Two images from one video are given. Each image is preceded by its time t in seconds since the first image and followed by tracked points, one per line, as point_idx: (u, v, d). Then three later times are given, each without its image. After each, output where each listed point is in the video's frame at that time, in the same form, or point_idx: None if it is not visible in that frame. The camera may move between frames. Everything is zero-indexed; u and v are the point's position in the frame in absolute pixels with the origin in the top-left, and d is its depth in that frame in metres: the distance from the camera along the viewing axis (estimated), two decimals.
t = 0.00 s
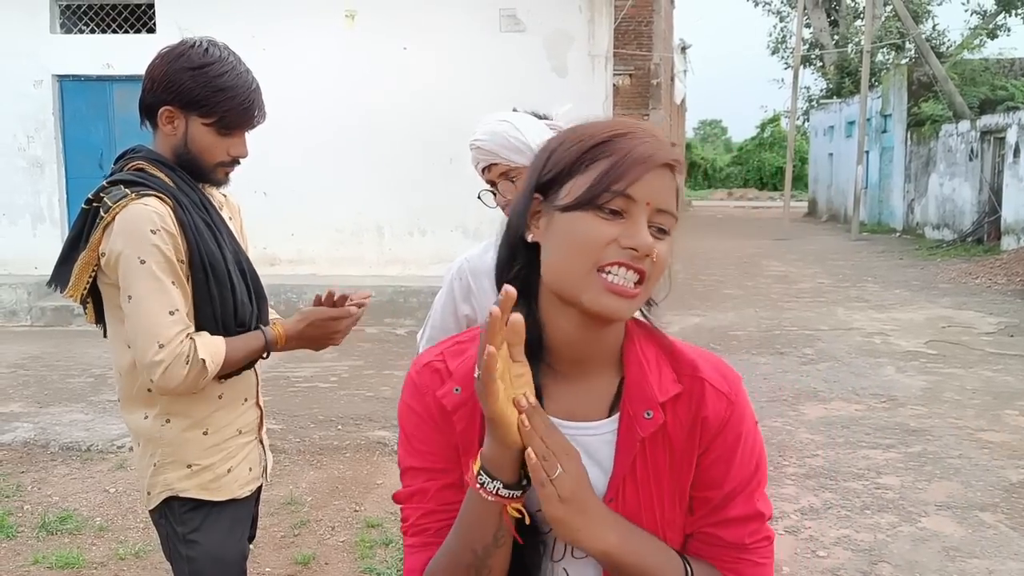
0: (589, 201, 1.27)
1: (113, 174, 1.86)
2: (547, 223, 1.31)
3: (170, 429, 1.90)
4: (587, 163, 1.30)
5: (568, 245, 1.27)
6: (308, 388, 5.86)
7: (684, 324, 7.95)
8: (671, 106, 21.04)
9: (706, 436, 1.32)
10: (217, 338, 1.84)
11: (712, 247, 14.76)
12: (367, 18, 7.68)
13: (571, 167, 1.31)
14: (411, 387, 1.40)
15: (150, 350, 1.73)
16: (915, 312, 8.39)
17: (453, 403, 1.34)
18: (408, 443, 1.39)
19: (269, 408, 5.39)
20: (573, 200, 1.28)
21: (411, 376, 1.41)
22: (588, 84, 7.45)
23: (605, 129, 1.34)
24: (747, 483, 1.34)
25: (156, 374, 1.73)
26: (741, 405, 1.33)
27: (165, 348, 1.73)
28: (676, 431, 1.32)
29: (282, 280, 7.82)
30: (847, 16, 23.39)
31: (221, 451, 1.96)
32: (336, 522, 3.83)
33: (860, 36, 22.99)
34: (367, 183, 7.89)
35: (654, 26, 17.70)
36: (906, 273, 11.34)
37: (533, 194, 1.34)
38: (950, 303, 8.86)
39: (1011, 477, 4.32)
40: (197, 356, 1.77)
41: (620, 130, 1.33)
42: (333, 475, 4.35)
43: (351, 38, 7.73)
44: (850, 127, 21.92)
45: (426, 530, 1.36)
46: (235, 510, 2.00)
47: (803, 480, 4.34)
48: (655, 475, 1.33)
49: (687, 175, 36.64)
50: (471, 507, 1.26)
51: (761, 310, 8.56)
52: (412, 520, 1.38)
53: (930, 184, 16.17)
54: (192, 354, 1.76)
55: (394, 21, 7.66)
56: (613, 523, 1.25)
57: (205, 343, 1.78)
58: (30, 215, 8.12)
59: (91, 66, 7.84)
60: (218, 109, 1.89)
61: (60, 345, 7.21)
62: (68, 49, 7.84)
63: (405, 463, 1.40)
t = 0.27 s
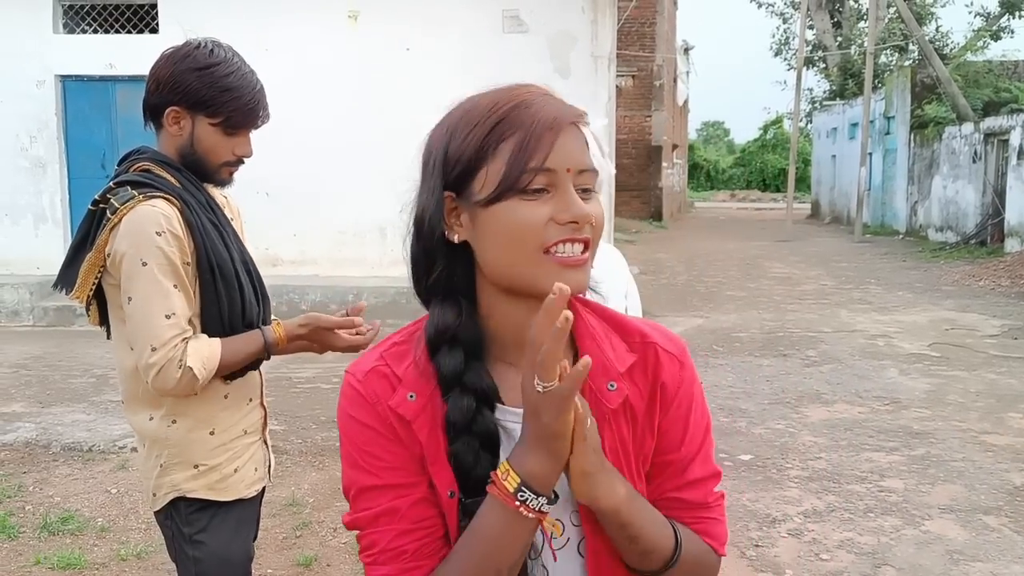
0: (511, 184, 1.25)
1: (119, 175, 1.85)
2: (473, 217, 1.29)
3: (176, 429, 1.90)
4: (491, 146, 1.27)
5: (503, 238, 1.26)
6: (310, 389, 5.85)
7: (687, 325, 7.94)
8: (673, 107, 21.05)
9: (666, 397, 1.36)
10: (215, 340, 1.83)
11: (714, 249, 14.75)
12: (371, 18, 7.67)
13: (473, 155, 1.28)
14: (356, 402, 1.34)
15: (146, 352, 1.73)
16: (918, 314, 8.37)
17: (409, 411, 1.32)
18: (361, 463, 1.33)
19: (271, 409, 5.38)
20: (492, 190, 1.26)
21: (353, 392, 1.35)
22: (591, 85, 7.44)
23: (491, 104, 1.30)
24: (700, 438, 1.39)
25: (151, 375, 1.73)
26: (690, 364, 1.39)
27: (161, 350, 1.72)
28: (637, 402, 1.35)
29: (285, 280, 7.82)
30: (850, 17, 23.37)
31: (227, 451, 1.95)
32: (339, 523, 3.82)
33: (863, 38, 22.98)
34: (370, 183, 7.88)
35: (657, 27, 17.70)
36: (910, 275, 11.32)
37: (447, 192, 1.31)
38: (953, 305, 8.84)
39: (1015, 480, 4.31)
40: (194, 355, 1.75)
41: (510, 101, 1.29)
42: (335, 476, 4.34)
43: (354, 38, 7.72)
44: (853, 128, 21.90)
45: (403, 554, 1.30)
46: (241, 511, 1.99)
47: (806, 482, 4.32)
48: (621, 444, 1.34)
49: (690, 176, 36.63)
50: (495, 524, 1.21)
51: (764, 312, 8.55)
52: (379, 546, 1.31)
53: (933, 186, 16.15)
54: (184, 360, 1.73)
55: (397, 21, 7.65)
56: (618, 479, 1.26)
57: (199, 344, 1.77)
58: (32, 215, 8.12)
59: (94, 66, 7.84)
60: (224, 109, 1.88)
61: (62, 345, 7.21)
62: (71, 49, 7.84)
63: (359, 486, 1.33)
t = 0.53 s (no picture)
0: (509, 192, 1.24)
1: (124, 177, 1.85)
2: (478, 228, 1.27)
3: (183, 432, 1.89)
4: (478, 155, 1.24)
5: (512, 246, 1.25)
6: (314, 391, 5.84)
7: (691, 328, 7.92)
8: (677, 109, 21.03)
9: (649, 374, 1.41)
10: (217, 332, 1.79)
11: (718, 251, 14.73)
12: (375, 20, 7.67)
13: (462, 166, 1.25)
14: (382, 402, 1.28)
15: (152, 353, 1.72)
16: (923, 317, 8.34)
17: (442, 408, 1.29)
18: (390, 466, 1.27)
19: (275, 411, 5.38)
20: (488, 204, 1.25)
21: (376, 390, 1.29)
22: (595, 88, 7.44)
23: (469, 109, 1.27)
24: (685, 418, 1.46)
25: (157, 376, 1.71)
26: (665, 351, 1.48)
27: (164, 352, 1.71)
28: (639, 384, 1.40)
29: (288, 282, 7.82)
30: (855, 19, 23.34)
31: (235, 454, 1.94)
32: (342, 526, 3.81)
33: (867, 39, 22.95)
34: (374, 185, 7.88)
35: (661, 29, 17.69)
36: (914, 278, 11.29)
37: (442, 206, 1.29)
38: (958, 308, 8.81)
39: (1021, 484, 4.28)
40: (196, 356, 1.72)
41: (487, 104, 1.26)
42: (338, 479, 4.33)
43: (358, 40, 7.72)
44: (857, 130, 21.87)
45: (440, 559, 1.25)
46: (248, 513, 1.98)
47: (811, 486, 4.30)
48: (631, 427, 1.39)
49: (693, 178, 36.60)
50: (557, 527, 1.23)
51: (768, 315, 8.53)
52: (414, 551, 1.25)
53: (937, 188, 16.11)
54: (192, 360, 1.71)
55: (401, 23, 7.65)
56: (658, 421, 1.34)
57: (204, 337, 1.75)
58: (36, 216, 8.13)
59: (98, 67, 7.84)
60: (239, 112, 1.89)
61: (66, 346, 7.22)
62: (75, 51, 7.85)
63: (388, 489, 1.27)
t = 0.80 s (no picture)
0: (528, 212, 1.25)
1: (123, 180, 1.84)
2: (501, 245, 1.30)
3: (185, 435, 1.88)
4: (500, 175, 1.24)
5: (541, 263, 1.27)
6: (314, 394, 5.84)
7: (692, 331, 7.92)
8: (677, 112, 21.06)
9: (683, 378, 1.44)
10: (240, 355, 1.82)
11: (718, 255, 14.74)
12: (376, 22, 7.67)
13: (487, 184, 1.25)
14: (429, 406, 1.26)
15: (173, 344, 1.69)
16: (924, 321, 8.34)
17: (489, 412, 1.27)
18: (437, 471, 1.24)
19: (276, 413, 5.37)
20: (512, 223, 1.26)
21: (423, 396, 1.27)
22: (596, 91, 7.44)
23: (486, 130, 1.27)
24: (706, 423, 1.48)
25: (180, 367, 1.68)
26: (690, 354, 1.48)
27: (188, 342, 1.69)
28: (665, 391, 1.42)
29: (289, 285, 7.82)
30: (855, 23, 23.38)
31: (237, 456, 1.94)
32: (342, 529, 3.81)
33: (868, 43, 22.98)
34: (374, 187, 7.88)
35: (662, 32, 17.72)
36: (915, 282, 11.29)
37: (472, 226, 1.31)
38: (959, 312, 8.81)
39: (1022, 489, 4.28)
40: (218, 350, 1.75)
41: (503, 124, 1.26)
42: (339, 482, 4.32)
43: (359, 42, 7.72)
44: (858, 134, 21.89)
45: (487, 563, 1.23)
46: (250, 516, 1.98)
47: (811, 490, 4.30)
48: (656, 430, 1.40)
49: (693, 181, 36.62)
50: (593, 532, 1.26)
51: (768, 319, 8.53)
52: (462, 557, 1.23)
53: (938, 192, 16.12)
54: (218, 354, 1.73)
55: (402, 26, 7.66)
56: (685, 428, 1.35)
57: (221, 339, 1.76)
58: (37, 218, 8.13)
59: (99, 69, 7.84)
60: (244, 116, 1.89)
61: (66, 348, 7.21)
62: (77, 53, 7.85)
63: (437, 495, 1.24)
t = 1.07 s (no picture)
0: (576, 199, 1.30)
1: (124, 181, 1.84)
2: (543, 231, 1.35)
3: (179, 440, 1.87)
4: (552, 164, 1.30)
5: (583, 247, 1.32)
6: (310, 397, 5.83)
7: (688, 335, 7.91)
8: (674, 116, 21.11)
9: (721, 368, 1.48)
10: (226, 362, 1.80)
11: (714, 258, 14.74)
12: (374, 25, 7.67)
13: (539, 173, 1.31)
14: (468, 383, 1.32)
15: (150, 353, 1.69)
16: (920, 325, 8.35)
17: (523, 391, 1.32)
18: (475, 443, 1.29)
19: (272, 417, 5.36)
20: (561, 208, 1.31)
21: (464, 375, 1.33)
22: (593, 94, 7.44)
23: (545, 121, 1.33)
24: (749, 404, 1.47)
25: (156, 376, 1.68)
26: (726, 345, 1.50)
27: (164, 352, 1.68)
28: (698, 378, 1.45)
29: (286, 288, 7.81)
30: (850, 27, 23.44)
31: (231, 461, 1.93)
32: (338, 533, 3.79)
33: (863, 47, 23.05)
34: (371, 190, 7.87)
35: (658, 36, 17.74)
36: (911, 285, 11.31)
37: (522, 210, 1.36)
38: (955, 316, 8.83)
39: (1019, 493, 4.28)
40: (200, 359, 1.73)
41: (560, 115, 1.32)
42: (335, 486, 4.31)
43: (357, 45, 7.71)
44: (854, 138, 21.94)
45: (522, 534, 1.26)
46: (244, 521, 1.97)
47: (808, 494, 4.29)
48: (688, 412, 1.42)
49: (689, 185, 36.66)
50: (630, 505, 1.26)
51: (765, 322, 8.53)
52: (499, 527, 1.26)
53: (934, 196, 16.16)
54: (196, 361, 1.71)
55: (399, 29, 7.65)
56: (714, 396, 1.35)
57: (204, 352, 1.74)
58: (32, 220, 8.11)
59: (95, 72, 7.83)
60: (241, 115, 1.88)
61: (61, 351, 7.19)
62: (73, 56, 7.84)
63: (474, 468, 1.29)
